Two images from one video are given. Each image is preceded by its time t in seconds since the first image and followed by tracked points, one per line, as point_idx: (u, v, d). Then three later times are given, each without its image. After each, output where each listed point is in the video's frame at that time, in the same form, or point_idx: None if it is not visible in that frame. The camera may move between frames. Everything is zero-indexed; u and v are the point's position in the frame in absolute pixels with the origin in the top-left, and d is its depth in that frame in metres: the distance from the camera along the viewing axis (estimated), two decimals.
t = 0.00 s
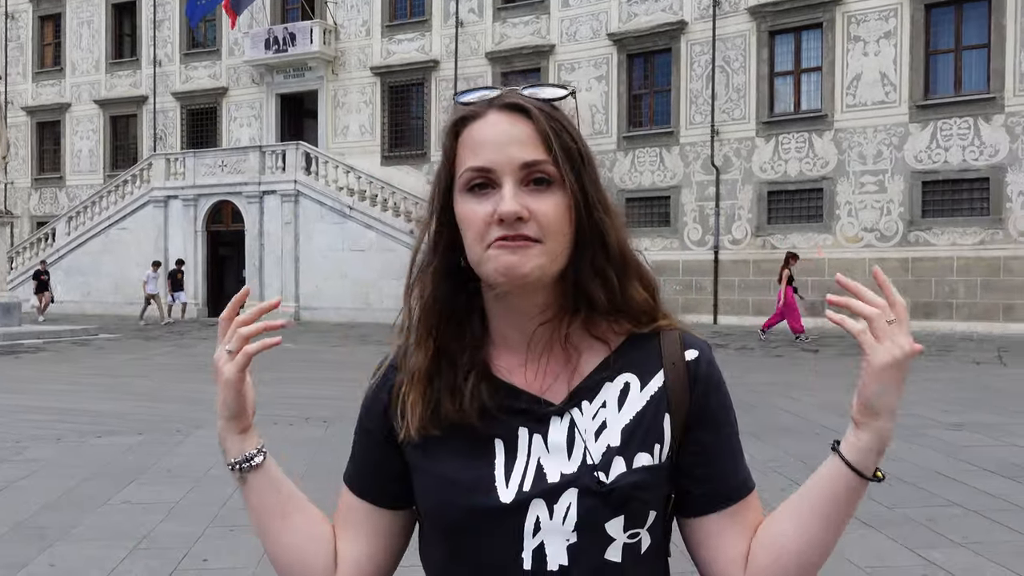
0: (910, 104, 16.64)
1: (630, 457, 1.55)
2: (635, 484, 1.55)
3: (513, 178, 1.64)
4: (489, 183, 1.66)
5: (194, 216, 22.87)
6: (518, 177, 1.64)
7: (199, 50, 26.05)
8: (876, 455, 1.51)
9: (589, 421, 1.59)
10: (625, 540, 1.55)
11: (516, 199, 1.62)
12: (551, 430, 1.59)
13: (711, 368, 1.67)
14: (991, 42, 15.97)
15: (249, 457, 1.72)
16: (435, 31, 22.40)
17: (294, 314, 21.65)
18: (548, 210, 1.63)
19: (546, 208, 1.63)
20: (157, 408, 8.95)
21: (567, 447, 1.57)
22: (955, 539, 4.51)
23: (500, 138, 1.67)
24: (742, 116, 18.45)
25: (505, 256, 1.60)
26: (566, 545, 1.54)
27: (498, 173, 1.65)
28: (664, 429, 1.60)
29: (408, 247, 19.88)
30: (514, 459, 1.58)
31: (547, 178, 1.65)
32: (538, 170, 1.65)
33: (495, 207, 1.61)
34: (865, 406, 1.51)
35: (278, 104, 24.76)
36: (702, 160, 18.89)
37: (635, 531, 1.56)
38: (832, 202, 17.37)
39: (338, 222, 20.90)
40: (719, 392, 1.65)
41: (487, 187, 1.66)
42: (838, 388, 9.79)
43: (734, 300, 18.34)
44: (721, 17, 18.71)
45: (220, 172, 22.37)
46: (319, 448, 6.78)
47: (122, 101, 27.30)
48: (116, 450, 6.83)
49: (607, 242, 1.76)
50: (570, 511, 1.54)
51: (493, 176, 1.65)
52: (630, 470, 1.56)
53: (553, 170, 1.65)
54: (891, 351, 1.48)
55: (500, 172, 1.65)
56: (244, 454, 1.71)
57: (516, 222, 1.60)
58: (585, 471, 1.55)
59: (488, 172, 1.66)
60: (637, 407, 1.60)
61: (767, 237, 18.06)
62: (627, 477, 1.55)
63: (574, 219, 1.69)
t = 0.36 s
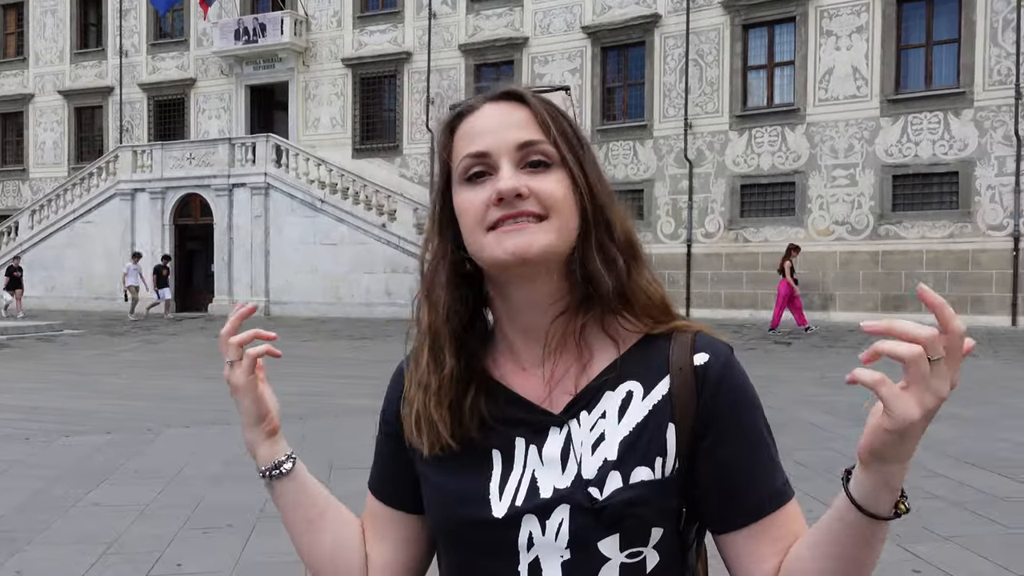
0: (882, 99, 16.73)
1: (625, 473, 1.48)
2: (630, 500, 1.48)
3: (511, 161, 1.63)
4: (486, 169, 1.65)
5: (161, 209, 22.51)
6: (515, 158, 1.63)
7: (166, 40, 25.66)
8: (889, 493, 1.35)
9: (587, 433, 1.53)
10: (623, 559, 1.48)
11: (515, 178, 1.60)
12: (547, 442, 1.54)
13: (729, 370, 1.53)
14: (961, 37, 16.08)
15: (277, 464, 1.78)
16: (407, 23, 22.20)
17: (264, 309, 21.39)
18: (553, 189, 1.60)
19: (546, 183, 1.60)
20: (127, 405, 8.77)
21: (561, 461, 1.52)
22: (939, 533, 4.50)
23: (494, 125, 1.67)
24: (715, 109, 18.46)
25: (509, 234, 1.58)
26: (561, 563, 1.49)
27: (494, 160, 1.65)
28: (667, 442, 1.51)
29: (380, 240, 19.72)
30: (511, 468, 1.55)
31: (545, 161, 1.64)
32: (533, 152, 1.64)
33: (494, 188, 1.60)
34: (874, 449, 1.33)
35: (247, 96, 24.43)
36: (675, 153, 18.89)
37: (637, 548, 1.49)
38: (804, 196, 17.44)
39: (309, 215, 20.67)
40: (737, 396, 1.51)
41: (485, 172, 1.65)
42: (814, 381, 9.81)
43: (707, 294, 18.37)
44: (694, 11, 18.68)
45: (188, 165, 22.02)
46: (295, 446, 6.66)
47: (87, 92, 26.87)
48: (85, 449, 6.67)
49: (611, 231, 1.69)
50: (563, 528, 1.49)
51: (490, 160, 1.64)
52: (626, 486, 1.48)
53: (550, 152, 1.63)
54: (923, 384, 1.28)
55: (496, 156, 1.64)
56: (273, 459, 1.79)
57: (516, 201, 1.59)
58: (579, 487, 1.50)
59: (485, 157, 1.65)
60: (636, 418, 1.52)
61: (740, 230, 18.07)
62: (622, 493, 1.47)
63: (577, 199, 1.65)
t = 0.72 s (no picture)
0: (824, 95, 16.96)
1: (547, 469, 1.35)
2: (552, 498, 1.34)
3: (470, 160, 1.57)
4: (446, 168, 1.60)
5: (97, 202, 21.87)
6: (472, 159, 1.56)
7: (101, 28, 24.93)
8: (747, 457, 1.08)
9: (527, 427, 1.43)
10: (552, 561, 1.35)
11: (471, 180, 1.54)
12: (496, 436, 1.50)
13: (676, 356, 1.28)
14: (901, 34, 16.35)
15: (344, 436, 1.96)
16: (352, 14, 21.87)
17: (206, 304, 20.95)
18: (511, 192, 1.53)
19: (505, 185, 1.53)
20: (66, 404, 8.47)
21: (500, 452, 1.47)
22: (896, 524, 4.54)
23: (454, 123, 1.59)
24: (661, 104, 18.55)
25: (469, 240, 1.53)
26: (497, 560, 1.43)
27: (452, 160, 1.59)
28: (596, 440, 1.32)
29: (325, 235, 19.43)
30: (469, 460, 1.55)
31: (506, 158, 1.56)
32: (494, 151, 1.56)
33: (450, 191, 1.55)
34: (715, 398, 1.07)
35: (187, 87, 23.89)
36: (622, 148, 18.94)
37: (571, 552, 1.34)
38: (749, 190, 17.61)
39: (252, 209, 20.27)
40: (688, 382, 1.25)
41: (445, 173, 1.60)
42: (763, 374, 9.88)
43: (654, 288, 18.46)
44: (640, 5, 18.72)
45: (125, 157, 21.43)
46: (244, 445, 6.48)
47: (19, 81, 26.03)
48: (23, 450, 6.41)
49: (580, 227, 1.57)
50: (494, 522, 1.42)
51: (450, 161, 1.59)
52: (552, 483, 1.35)
53: (510, 150, 1.55)
54: (780, 293, 1.03)
55: (454, 156, 1.58)
56: (341, 430, 1.96)
57: (472, 205, 1.53)
58: (510, 481, 1.41)
59: (445, 157, 1.60)
60: (566, 414, 1.37)
61: (687, 225, 18.19)
62: (545, 491, 1.35)
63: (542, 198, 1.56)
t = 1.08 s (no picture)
0: (828, 90, 16.91)
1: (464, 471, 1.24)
2: (459, 500, 1.23)
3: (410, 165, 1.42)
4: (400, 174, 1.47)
5: (98, 194, 21.81)
6: (411, 162, 1.40)
7: (100, 19, 24.84)
8: (531, 472, 0.97)
9: (473, 428, 1.33)
10: (467, 566, 1.24)
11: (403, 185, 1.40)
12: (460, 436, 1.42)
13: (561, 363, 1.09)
14: (905, 29, 16.29)
15: (389, 438, 1.94)
16: (352, 6, 21.77)
17: (207, 297, 20.92)
18: (438, 193, 1.35)
19: (429, 187, 1.36)
20: (73, 396, 8.45)
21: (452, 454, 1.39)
22: (914, 522, 4.56)
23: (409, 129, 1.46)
24: (664, 99, 18.49)
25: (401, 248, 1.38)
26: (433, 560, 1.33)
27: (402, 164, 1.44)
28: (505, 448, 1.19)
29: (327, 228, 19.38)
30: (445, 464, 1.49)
31: (436, 159, 1.38)
32: (427, 152, 1.39)
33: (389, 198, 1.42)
34: (498, 399, 0.96)
35: (188, 79, 23.82)
36: (625, 142, 18.88)
37: (482, 560, 1.22)
38: (752, 185, 17.57)
39: (253, 202, 20.22)
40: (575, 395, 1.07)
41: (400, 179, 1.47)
42: (768, 369, 9.89)
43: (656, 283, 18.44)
44: None
45: (126, 149, 21.34)
46: (254, 438, 6.47)
47: (18, 72, 25.96)
48: (32, 442, 6.38)
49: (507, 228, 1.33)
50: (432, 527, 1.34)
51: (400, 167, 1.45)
52: (472, 485, 1.23)
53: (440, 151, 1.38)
54: (558, 281, 0.91)
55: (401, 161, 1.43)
56: (387, 432, 1.94)
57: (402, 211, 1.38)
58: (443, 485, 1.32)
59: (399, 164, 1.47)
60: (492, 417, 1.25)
61: (689, 219, 18.16)
62: (463, 493, 1.24)
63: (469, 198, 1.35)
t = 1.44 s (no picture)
0: (849, 87, 16.80)
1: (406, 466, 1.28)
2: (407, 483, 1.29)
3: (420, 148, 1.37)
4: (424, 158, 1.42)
5: (115, 190, 21.83)
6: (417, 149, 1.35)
7: (117, 15, 24.87)
8: None
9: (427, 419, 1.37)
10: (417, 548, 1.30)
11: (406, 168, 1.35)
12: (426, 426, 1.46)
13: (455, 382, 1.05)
14: (929, 26, 16.14)
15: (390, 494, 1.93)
16: (370, 2, 21.74)
17: (224, 293, 20.92)
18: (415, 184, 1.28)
19: (413, 174, 1.30)
20: (97, 393, 8.42)
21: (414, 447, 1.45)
22: (958, 524, 4.51)
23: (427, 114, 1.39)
24: (684, 96, 18.37)
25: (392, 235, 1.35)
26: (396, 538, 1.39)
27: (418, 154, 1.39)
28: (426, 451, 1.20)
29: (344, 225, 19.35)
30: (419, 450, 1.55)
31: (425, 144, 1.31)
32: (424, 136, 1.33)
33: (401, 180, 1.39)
34: None
35: (204, 75, 23.84)
36: (643, 139, 18.77)
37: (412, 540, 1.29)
38: (772, 183, 17.45)
39: (269, 199, 20.20)
40: (457, 421, 1.02)
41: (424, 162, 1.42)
42: (793, 368, 9.83)
43: (675, 281, 18.33)
44: None
45: (143, 145, 21.36)
46: (282, 436, 6.43)
47: (36, 68, 26.05)
48: (60, 439, 6.35)
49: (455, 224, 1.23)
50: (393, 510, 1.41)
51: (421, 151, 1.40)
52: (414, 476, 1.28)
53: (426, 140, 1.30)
54: None
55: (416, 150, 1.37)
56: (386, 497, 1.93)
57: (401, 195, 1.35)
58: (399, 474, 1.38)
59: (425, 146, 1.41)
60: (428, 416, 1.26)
61: (708, 217, 18.04)
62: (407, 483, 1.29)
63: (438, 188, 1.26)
